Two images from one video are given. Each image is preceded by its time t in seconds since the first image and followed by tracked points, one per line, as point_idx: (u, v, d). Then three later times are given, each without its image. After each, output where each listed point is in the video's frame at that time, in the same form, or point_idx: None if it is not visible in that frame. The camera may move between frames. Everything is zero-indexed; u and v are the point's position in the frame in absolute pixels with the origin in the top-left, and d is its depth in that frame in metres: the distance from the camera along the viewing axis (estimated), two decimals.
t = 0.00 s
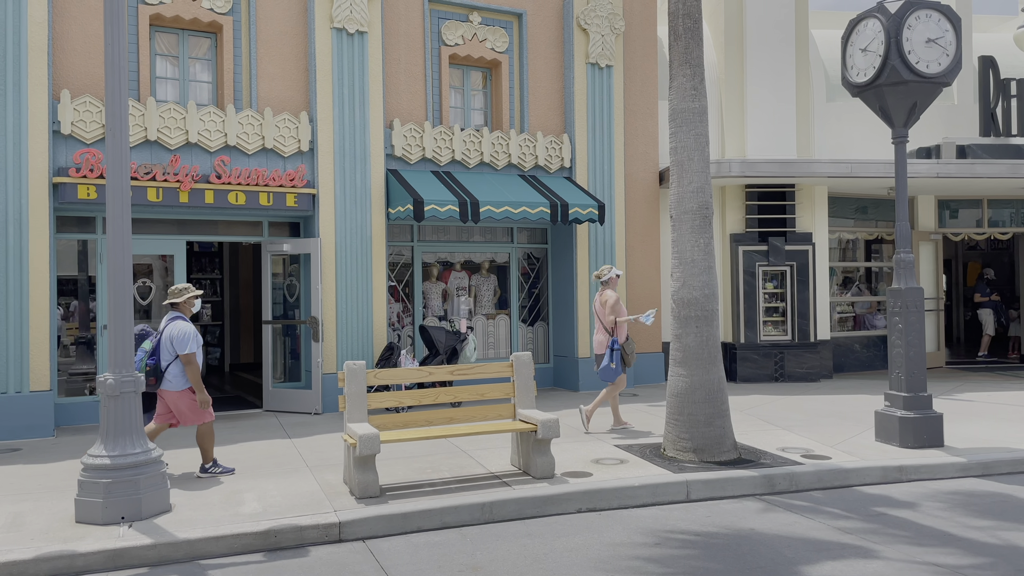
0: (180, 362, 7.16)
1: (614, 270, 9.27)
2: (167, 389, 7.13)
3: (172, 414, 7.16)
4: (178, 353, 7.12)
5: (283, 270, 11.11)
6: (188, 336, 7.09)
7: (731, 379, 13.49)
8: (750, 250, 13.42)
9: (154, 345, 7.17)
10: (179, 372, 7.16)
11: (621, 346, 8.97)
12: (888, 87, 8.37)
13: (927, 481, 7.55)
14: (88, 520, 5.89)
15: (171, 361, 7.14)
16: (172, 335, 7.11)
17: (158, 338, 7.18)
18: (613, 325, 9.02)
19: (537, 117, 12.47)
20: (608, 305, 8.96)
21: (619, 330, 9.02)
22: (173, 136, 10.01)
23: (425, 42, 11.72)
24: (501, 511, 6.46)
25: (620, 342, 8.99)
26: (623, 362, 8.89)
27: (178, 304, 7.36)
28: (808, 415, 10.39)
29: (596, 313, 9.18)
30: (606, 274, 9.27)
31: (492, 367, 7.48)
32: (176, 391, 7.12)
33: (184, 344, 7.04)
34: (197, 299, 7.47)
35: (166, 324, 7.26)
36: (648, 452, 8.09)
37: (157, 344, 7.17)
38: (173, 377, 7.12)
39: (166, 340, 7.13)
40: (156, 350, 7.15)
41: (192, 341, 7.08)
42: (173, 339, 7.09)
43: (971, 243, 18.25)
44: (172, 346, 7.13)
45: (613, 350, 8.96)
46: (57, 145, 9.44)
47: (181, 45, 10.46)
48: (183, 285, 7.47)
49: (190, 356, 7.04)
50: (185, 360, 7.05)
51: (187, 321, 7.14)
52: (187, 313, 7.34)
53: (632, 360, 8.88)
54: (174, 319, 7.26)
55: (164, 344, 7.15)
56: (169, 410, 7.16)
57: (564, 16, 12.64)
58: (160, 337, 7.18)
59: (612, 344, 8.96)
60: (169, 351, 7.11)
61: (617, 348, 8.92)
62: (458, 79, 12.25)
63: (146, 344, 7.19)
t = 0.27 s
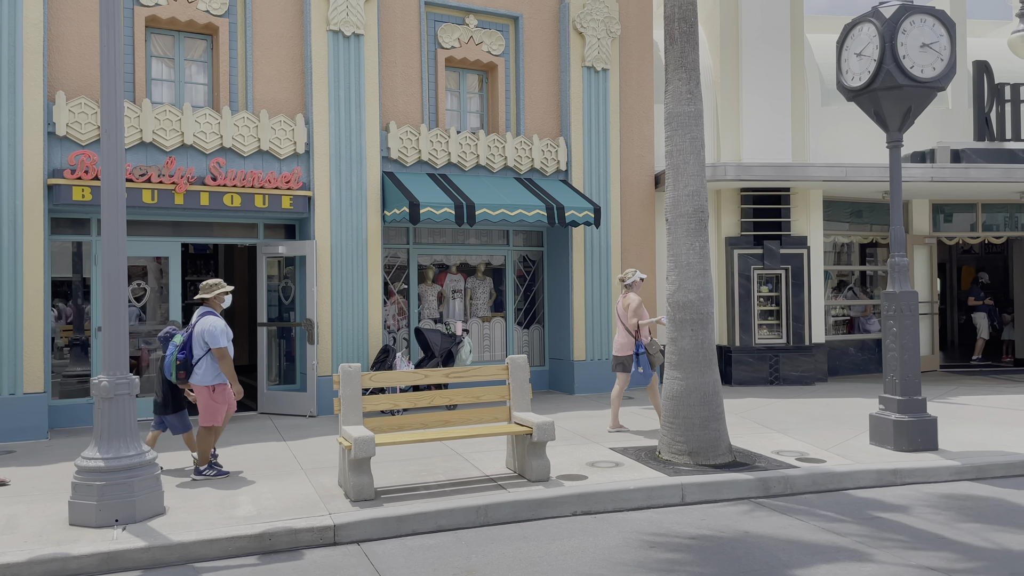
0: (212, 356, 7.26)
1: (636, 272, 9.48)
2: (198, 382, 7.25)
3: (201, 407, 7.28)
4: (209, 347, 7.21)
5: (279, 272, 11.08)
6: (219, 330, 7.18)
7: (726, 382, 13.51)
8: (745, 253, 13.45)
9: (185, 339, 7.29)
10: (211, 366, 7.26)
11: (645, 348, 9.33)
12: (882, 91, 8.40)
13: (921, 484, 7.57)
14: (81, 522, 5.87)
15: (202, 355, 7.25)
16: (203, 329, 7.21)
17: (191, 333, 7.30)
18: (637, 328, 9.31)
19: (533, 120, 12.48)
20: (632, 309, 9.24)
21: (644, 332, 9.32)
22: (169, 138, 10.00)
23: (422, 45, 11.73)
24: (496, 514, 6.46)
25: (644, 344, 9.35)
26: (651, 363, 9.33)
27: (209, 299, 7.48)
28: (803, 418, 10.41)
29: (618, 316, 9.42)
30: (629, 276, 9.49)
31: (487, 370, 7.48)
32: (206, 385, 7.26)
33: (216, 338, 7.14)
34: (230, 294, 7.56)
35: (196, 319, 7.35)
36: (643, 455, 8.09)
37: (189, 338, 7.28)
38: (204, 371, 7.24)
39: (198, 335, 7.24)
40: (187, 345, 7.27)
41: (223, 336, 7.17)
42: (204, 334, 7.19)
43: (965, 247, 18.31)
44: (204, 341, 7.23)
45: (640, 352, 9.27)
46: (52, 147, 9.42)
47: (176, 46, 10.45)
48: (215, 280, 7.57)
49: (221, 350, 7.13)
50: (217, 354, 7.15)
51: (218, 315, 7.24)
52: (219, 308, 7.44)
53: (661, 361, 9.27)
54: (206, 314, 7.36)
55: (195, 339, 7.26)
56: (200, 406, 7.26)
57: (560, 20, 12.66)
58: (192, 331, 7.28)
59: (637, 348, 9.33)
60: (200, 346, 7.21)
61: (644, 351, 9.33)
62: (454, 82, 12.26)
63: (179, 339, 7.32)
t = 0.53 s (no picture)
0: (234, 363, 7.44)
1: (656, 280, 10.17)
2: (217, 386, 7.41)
3: (218, 409, 7.37)
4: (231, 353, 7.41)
5: (269, 274, 11.06)
6: (241, 337, 7.39)
7: (717, 385, 13.54)
8: (736, 257, 13.50)
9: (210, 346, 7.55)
10: (232, 372, 7.42)
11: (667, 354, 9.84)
12: (872, 96, 8.45)
13: (909, 488, 7.61)
14: (70, 526, 5.83)
15: (224, 361, 7.44)
16: (226, 336, 7.43)
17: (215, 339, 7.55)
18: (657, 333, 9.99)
19: (525, 124, 12.49)
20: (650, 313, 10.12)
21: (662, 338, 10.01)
22: (159, 139, 9.96)
23: (414, 48, 11.73)
24: (487, 517, 6.45)
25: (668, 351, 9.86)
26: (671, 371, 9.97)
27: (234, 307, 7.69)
28: (793, 421, 10.45)
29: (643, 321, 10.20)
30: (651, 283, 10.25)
31: (478, 373, 7.48)
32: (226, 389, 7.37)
33: (237, 344, 7.34)
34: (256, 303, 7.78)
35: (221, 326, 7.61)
36: (633, 458, 8.11)
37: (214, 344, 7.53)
38: (224, 376, 7.41)
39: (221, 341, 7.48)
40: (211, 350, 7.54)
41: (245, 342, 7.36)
42: (226, 339, 7.41)
43: (954, 252, 18.43)
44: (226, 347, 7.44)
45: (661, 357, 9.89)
46: (42, 148, 9.38)
47: (167, 48, 10.42)
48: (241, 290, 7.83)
49: (241, 356, 7.31)
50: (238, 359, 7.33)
51: (240, 322, 7.44)
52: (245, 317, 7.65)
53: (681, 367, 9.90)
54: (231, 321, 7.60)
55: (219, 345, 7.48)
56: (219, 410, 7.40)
57: (553, 24, 12.69)
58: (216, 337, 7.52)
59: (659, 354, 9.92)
60: (222, 351, 7.41)
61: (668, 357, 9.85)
62: (446, 85, 12.26)
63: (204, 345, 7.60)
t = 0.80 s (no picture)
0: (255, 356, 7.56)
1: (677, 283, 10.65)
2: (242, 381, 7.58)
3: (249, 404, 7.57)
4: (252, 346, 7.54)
5: (255, 276, 11.03)
6: (258, 329, 7.52)
7: (703, 389, 13.59)
8: (723, 261, 13.55)
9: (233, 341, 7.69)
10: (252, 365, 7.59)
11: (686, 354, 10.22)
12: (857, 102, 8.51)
13: (894, 490, 7.66)
14: (53, 529, 5.78)
15: (245, 356, 7.62)
16: (246, 329, 7.56)
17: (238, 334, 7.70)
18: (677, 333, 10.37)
19: (512, 127, 12.51)
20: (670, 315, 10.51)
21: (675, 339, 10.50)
22: (145, 141, 9.90)
23: (402, 50, 11.73)
24: (473, 521, 6.45)
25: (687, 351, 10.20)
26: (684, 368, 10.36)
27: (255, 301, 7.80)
28: (779, 424, 10.51)
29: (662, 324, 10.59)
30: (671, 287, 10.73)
31: (466, 376, 7.47)
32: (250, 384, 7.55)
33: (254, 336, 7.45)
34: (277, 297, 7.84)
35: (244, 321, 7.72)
36: (621, 461, 8.12)
37: (236, 339, 7.68)
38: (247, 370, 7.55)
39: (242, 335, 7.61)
40: (235, 344, 7.66)
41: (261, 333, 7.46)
42: (246, 333, 7.55)
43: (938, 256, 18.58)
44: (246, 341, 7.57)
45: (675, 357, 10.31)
46: (26, 149, 9.31)
47: (154, 49, 10.36)
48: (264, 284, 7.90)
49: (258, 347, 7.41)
50: (255, 351, 7.45)
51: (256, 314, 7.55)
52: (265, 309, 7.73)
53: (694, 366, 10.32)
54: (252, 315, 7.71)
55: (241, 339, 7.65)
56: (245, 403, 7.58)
57: (541, 27, 12.72)
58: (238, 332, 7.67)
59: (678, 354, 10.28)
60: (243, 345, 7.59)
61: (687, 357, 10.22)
62: (434, 88, 12.26)
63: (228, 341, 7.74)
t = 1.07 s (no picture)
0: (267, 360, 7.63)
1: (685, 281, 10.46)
2: (254, 384, 7.67)
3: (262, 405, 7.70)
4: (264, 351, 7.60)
5: (238, 278, 10.95)
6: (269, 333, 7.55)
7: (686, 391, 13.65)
8: (706, 263, 13.64)
9: (248, 343, 7.82)
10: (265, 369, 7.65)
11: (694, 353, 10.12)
12: (839, 106, 8.59)
13: (874, 492, 7.74)
14: (31, 533, 5.72)
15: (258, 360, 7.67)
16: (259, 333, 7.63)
17: (253, 336, 7.79)
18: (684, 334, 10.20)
19: (497, 129, 12.51)
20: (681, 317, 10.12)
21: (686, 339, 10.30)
22: (126, 141, 9.83)
23: (386, 52, 11.71)
24: (457, 523, 6.44)
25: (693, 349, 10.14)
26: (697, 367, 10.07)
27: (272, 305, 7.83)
28: (761, 426, 10.58)
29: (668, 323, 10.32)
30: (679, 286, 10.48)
31: (450, 378, 7.46)
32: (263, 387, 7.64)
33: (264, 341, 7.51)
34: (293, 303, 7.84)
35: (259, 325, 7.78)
36: (604, 463, 8.14)
37: (250, 341, 7.79)
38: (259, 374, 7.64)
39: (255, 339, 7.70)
40: (247, 346, 7.80)
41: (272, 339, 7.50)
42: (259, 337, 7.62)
43: (918, 260, 18.79)
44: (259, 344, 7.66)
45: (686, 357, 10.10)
46: (5, 148, 9.21)
47: (135, 49, 10.29)
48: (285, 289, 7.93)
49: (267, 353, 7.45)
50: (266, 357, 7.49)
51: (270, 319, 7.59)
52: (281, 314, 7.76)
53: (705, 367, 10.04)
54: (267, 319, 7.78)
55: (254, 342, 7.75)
56: (257, 405, 7.69)
57: (525, 30, 12.75)
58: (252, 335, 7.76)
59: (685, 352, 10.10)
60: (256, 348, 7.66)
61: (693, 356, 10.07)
62: (419, 90, 12.26)
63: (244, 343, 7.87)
